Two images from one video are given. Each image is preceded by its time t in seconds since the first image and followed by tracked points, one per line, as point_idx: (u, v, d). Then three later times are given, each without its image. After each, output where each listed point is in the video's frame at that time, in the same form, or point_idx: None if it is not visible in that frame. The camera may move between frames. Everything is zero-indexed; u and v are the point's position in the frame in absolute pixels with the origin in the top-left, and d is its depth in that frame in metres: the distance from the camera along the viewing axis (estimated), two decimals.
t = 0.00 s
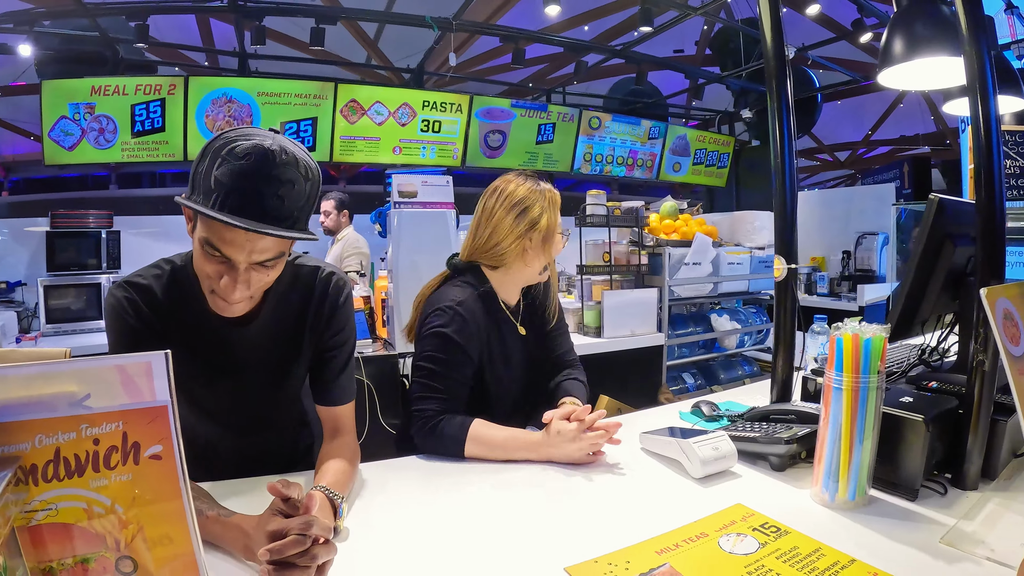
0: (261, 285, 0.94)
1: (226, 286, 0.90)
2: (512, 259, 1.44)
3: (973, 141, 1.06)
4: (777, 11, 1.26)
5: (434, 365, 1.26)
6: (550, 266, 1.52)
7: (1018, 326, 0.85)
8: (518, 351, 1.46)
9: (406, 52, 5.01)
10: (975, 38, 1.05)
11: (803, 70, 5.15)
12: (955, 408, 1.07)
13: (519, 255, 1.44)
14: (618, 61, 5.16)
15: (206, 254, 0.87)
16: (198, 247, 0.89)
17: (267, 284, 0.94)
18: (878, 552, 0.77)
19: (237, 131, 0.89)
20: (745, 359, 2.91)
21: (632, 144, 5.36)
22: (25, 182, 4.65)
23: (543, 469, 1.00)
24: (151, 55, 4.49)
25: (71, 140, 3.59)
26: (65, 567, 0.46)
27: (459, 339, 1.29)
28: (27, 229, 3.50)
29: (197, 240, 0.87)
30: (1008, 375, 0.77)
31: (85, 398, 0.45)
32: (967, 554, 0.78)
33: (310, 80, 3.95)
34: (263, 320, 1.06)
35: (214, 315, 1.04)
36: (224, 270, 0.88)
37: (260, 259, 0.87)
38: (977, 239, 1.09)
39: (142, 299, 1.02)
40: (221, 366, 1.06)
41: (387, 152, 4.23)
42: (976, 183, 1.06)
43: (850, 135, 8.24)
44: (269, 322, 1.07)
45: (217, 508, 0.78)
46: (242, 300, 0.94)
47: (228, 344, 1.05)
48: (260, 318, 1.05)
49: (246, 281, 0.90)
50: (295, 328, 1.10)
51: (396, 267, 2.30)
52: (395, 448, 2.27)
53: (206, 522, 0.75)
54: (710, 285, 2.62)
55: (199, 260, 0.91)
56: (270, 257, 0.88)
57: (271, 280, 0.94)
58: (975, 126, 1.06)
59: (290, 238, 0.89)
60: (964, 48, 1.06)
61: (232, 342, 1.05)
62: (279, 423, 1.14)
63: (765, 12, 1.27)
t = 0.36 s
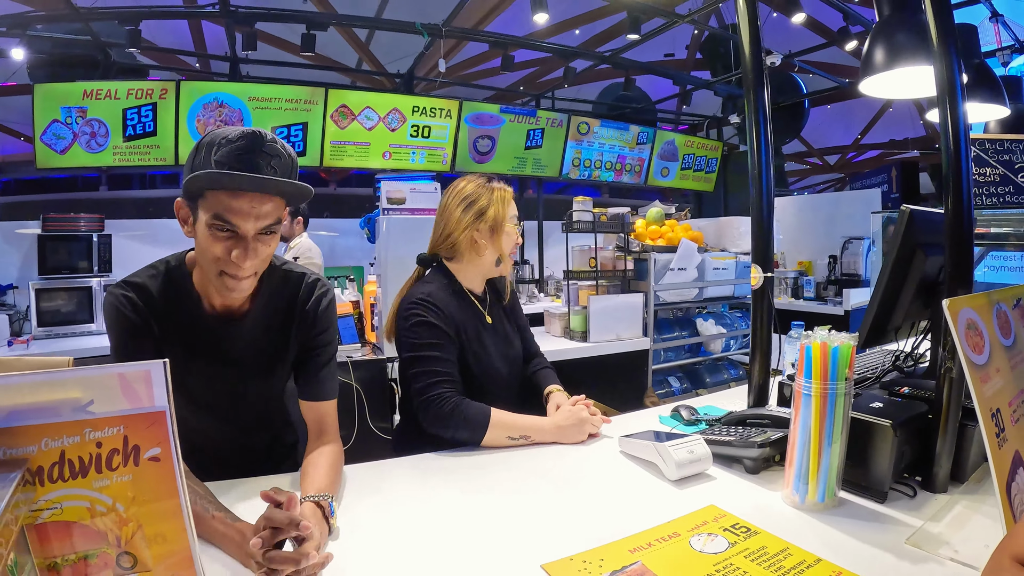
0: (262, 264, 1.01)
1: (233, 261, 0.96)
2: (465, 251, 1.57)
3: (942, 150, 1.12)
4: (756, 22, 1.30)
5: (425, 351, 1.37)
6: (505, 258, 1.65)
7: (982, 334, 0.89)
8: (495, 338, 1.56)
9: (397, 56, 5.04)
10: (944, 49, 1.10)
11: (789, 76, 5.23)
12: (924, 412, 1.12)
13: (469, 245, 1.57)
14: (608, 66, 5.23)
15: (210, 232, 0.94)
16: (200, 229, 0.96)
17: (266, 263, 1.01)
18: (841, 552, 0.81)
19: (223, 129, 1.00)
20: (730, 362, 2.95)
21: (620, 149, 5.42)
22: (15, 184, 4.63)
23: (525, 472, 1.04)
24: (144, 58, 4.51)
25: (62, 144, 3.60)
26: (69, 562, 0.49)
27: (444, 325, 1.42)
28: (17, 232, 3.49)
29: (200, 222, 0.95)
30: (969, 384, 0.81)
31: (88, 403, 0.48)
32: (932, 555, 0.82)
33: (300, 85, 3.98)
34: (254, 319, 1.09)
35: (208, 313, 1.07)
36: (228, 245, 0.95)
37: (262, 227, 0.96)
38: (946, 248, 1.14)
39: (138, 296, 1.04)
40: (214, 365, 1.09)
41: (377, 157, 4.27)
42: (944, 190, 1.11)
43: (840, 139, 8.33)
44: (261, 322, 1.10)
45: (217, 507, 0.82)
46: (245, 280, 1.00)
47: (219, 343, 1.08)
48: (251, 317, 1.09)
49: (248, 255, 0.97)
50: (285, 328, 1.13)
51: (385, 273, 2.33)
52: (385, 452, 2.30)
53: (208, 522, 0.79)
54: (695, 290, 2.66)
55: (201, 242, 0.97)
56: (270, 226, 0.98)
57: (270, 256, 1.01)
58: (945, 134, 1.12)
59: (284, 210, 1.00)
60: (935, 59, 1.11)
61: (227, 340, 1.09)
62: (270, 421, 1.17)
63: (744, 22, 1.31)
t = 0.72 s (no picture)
0: (245, 214, 1.15)
1: (222, 209, 1.11)
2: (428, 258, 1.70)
3: (917, 157, 1.17)
4: (739, 33, 1.35)
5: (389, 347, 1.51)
6: (459, 257, 1.65)
7: (953, 343, 0.94)
8: (476, 337, 1.64)
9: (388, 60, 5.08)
10: (921, 64, 1.14)
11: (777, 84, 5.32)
12: (901, 418, 1.16)
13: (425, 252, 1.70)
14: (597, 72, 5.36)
15: (201, 182, 1.09)
16: (189, 185, 1.11)
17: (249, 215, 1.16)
18: (818, 550, 0.85)
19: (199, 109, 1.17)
20: (718, 366, 2.99)
21: (610, 155, 5.47)
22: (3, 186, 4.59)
23: (513, 475, 1.08)
24: (137, 62, 4.54)
25: (55, 148, 3.68)
26: (80, 563, 0.52)
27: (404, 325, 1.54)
28: (8, 235, 3.48)
29: (191, 177, 1.10)
30: (939, 391, 0.85)
31: (101, 411, 0.51)
32: (906, 554, 0.86)
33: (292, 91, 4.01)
34: (235, 283, 1.21)
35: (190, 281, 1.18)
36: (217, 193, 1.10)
37: (246, 178, 1.13)
38: (921, 258, 1.18)
39: (124, 266, 1.14)
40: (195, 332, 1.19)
41: (369, 162, 4.30)
42: (920, 197, 1.16)
43: (829, 144, 8.46)
44: (240, 289, 1.22)
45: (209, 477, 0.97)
46: (231, 228, 1.13)
47: (202, 307, 1.19)
48: (230, 284, 1.20)
49: (235, 202, 1.12)
50: (262, 295, 1.25)
51: (376, 278, 2.35)
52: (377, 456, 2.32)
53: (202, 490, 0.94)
54: (683, 295, 2.71)
55: (190, 198, 1.11)
56: (251, 178, 1.14)
57: (252, 209, 1.16)
58: (920, 142, 1.16)
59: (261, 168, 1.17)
60: (912, 72, 1.16)
61: (208, 307, 1.19)
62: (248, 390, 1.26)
63: (729, 33, 1.35)
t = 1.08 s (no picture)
0: (235, 191, 1.22)
1: (214, 185, 1.17)
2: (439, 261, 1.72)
3: (907, 161, 1.20)
4: (735, 39, 1.37)
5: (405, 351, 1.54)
6: (467, 259, 1.66)
7: (942, 347, 0.96)
8: (490, 340, 1.66)
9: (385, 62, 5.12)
10: (912, 72, 1.17)
11: (773, 87, 5.37)
12: (891, 419, 1.19)
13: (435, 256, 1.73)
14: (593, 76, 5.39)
15: (195, 159, 1.15)
16: (183, 163, 1.16)
17: (239, 192, 1.23)
18: (811, 548, 0.87)
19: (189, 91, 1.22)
20: (713, 369, 3.02)
21: (606, 158, 5.50)
22: None
23: (511, 476, 1.10)
24: (135, 63, 4.57)
25: (53, 149, 3.71)
26: (92, 562, 0.53)
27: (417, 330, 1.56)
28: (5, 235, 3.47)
29: (184, 153, 1.16)
30: (928, 394, 0.88)
31: (114, 414, 0.53)
32: (896, 552, 0.88)
33: (291, 93, 4.03)
34: (224, 258, 1.28)
35: (176, 259, 1.23)
36: (210, 170, 1.16)
37: (237, 157, 1.20)
38: (911, 263, 1.21)
39: (114, 246, 1.19)
40: (182, 310, 1.23)
41: (365, 165, 4.31)
42: (909, 202, 1.19)
43: (824, 146, 8.51)
44: (226, 268, 1.28)
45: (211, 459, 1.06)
46: (222, 204, 1.19)
47: (192, 282, 1.24)
48: (219, 258, 1.27)
49: (227, 179, 1.18)
50: (249, 273, 1.32)
51: (374, 280, 2.36)
52: (375, 457, 2.33)
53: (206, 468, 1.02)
54: (678, 298, 2.73)
55: (182, 174, 1.17)
56: (242, 157, 1.21)
57: (241, 187, 1.23)
58: (910, 147, 1.19)
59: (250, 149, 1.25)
60: (903, 80, 1.19)
61: (197, 281, 1.25)
62: (235, 369, 1.30)
63: (724, 40, 1.38)
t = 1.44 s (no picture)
0: (239, 189, 1.24)
1: (220, 181, 1.19)
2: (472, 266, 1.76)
3: (894, 166, 1.22)
4: (726, 44, 1.39)
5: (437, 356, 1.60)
6: (497, 261, 1.67)
7: (926, 350, 0.98)
8: (522, 342, 1.68)
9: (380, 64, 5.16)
10: (898, 77, 1.20)
11: (768, 91, 5.41)
12: (878, 420, 1.21)
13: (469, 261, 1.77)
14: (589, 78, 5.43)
15: (202, 154, 1.17)
16: (189, 157, 1.18)
17: (243, 190, 1.24)
18: (799, 547, 0.89)
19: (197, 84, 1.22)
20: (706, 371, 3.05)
21: (601, 161, 5.53)
22: None
23: (504, 476, 1.11)
24: (132, 63, 4.58)
25: (51, 150, 3.72)
26: (95, 558, 0.55)
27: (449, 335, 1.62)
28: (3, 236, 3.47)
29: (192, 148, 1.17)
30: (911, 396, 0.90)
31: (118, 413, 0.55)
32: (880, 550, 0.90)
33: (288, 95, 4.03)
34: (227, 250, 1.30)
35: (181, 253, 1.25)
36: (217, 166, 1.18)
37: (244, 155, 1.22)
38: (898, 267, 1.23)
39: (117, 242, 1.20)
40: (185, 301, 1.25)
41: (362, 166, 4.33)
42: (897, 206, 1.21)
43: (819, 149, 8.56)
44: (228, 260, 1.30)
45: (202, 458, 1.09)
46: (225, 200, 1.21)
47: (196, 275, 1.26)
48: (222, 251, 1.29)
49: (233, 176, 1.20)
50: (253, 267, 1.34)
51: (370, 282, 2.37)
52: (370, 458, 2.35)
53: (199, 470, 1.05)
54: (672, 300, 2.76)
55: (188, 167, 1.18)
56: (249, 156, 1.23)
57: (246, 185, 1.25)
58: (897, 151, 1.22)
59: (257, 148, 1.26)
60: (890, 85, 1.21)
61: (200, 274, 1.27)
62: (236, 361, 1.32)
63: (716, 46, 1.40)
